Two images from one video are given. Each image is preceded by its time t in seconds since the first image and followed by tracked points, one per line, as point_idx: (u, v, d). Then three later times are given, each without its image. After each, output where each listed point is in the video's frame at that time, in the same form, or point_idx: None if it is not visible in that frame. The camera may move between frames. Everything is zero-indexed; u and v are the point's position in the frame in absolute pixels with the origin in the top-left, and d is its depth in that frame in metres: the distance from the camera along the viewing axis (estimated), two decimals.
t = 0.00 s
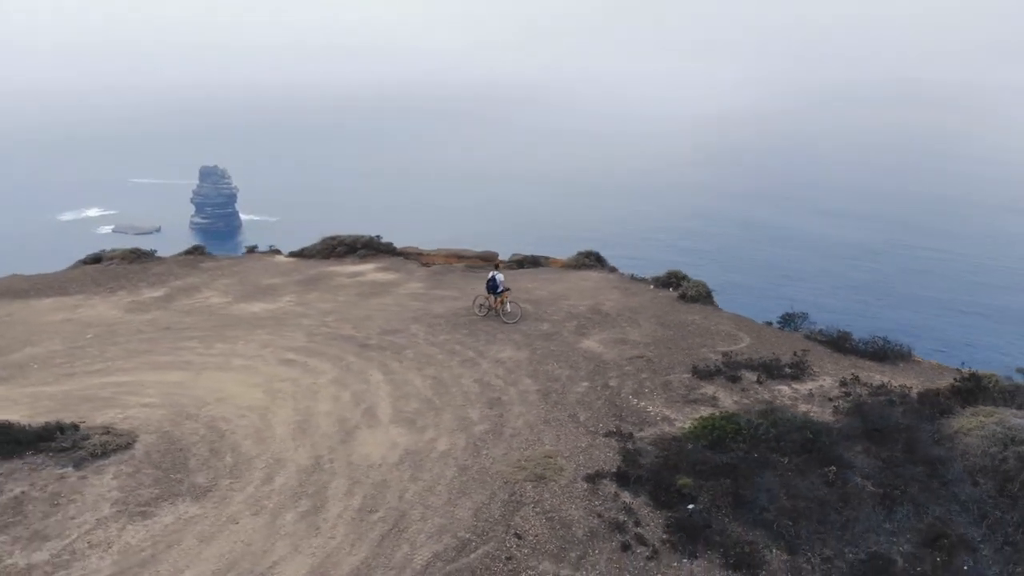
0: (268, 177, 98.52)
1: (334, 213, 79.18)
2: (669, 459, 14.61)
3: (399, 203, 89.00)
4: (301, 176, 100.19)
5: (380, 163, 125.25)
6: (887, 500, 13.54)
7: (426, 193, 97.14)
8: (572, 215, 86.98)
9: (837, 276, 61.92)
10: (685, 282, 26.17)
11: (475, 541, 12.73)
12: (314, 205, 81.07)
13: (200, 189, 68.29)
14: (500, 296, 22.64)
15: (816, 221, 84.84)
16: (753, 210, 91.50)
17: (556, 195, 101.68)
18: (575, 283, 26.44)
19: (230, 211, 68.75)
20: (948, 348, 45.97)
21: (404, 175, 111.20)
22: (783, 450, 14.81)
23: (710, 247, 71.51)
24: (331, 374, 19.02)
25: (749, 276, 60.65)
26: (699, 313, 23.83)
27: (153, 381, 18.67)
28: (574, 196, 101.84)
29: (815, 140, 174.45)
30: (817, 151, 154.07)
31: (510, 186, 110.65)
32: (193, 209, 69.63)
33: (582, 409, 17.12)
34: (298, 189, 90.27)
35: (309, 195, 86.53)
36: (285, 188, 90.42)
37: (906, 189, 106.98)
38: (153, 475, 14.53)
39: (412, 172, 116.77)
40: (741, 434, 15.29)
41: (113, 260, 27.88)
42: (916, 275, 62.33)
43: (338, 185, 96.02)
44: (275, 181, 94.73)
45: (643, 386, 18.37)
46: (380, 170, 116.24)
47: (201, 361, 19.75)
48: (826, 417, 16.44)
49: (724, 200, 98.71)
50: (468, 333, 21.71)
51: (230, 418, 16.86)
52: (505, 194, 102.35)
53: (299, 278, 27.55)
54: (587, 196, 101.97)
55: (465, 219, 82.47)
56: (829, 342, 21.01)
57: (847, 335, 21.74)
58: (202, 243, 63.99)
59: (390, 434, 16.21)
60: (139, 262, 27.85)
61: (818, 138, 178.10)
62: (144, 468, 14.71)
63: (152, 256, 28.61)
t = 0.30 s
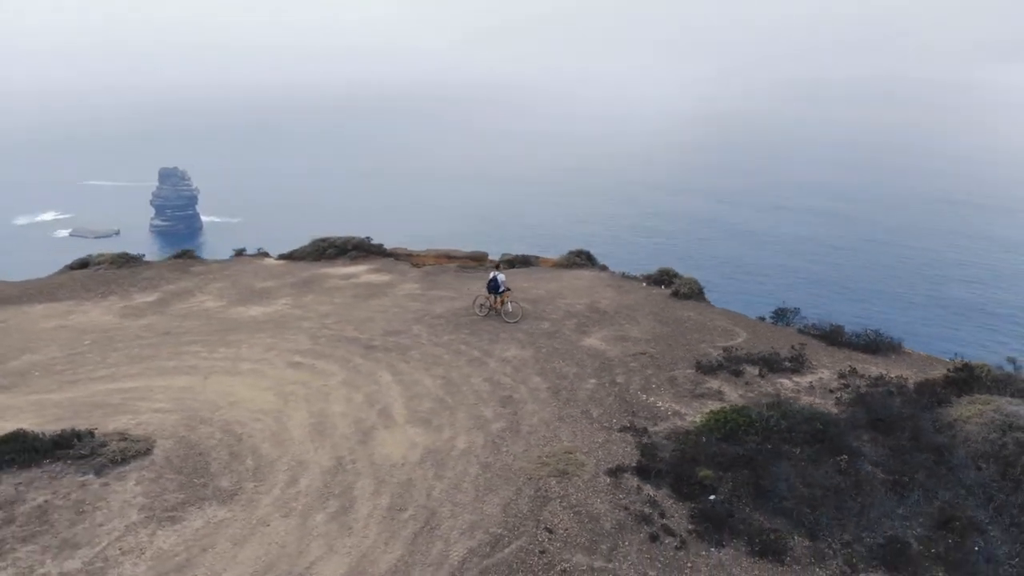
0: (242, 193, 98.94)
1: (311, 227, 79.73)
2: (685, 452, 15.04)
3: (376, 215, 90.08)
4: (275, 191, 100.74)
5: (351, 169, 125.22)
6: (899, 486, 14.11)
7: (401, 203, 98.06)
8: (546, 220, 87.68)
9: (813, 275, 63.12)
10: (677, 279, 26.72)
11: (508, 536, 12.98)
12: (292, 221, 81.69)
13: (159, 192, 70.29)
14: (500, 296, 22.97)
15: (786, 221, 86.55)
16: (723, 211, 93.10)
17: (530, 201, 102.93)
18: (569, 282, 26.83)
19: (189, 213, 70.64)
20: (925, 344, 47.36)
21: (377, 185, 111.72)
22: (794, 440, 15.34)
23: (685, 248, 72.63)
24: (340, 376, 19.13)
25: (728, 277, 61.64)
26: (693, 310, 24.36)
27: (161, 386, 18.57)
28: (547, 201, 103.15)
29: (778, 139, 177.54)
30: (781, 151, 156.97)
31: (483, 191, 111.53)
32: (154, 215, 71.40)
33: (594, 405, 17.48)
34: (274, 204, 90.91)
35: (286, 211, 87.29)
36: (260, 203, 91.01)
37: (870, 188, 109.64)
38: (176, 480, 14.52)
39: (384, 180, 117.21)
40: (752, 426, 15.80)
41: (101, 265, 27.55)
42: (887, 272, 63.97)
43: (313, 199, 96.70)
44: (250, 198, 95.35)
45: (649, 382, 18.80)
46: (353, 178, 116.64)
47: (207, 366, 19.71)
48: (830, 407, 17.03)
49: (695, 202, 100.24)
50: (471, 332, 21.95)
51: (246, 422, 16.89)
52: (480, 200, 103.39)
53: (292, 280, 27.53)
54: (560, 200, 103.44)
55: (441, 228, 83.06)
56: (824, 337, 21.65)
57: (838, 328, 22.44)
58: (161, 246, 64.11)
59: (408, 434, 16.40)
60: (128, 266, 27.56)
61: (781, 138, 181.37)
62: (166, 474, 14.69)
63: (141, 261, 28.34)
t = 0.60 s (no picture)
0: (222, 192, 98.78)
1: (294, 227, 79.70)
2: (698, 447, 15.38)
3: (358, 215, 90.43)
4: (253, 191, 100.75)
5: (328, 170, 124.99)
6: (906, 477, 14.56)
7: (382, 204, 98.47)
8: (527, 221, 88.16)
9: (796, 273, 64.16)
10: (670, 278, 27.09)
11: (533, 532, 13.20)
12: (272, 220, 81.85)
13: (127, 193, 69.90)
14: (500, 296, 23.17)
15: (763, 220, 87.94)
16: (700, 212, 94.38)
17: (510, 201, 103.67)
18: (564, 281, 27.11)
19: (157, 216, 70.46)
20: (909, 339, 48.53)
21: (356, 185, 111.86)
22: (803, 434, 15.74)
23: (666, 249, 73.48)
24: (348, 378, 19.19)
25: (713, 277, 62.39)
26: (689, 307, 24.75)
27: (167, 391, 18.49)
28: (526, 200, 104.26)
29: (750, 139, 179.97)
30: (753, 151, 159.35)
31: (463, 191, 112.07)
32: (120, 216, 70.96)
33: (603, 403, 17.75)
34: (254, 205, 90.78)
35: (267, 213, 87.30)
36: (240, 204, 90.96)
37: (842, 188, 111.96)
38: (195, 484, 14.52)
39: (362, 181, 117.15)
40: (761, 421, 16.18)
41: (92, 269, 27.26)
42: (866, 270, 65.37)
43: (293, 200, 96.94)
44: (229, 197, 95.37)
45: (654, 379, 19.13)
46: (331, 178, 116.41)
47: (212, 369, 19.66)
48: (833, 401, 17.47)
49: (672, 202, 101.53)
50: (473, 332, 22.14)
51: (258, 425, 16.91)
52: (460, 201, 103.85)
53: (287, 282, 27.46)
54: (541, 200, 104.31)
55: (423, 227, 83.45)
56: (820, 332, 22.15)
57: (832, 324, 22.96)
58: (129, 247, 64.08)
59: (422, 434, 16.55)
60: (119, 270, 27.29)
61: (752, 138, 183.97)
62: (185, 478, 14.68)
63: (131, 265, 28.07)
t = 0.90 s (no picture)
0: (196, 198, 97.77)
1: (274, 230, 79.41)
2: (713, 441, 15.79)
3: (337, 218, 90.52)
4: (229, 196, 100.11)
5: (299, 173, 124.29)
6: (913, 465, 15.14)
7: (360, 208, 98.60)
8: (503, 221, 88.73)
9: (770, 271, 65.80)
10: (661, 276, 27.55)
11: (563, 528, 13.46)
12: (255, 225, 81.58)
13: (84, 197, 69.10)
14: (500, 296, 23.38)
15: (734, 220, 89.86)
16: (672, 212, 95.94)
17: (485, 202, 104.37)
18: (558, 280, 27.40)
19: (116, 219, 69.51)
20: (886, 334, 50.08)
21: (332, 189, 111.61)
22: (812, 426, 16.26)
23: (642, 249, 74.67)
24: (357, 380, 19.25)
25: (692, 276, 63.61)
26: (682, 305, 25.24)
27: (176, 397, 18.35)
28: (502, 201, 104.96)
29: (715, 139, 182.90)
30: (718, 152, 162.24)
31: (437, 193, 112.53)
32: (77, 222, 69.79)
33: (614, 400, 18.09)
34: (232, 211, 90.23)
35: (246, 218, 86.98)
36: (216, 209, 90.40)
37: (808, 189, 114.77)
38: (220, 490, 14.50)
39: (336, 184, 117.02)
40: (770, 414, 16.66)
41: (80, 275, 26.84)
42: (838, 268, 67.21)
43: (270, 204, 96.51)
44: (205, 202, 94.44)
45: (660, 376, 19.53)
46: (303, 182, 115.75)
47: (218, 375, 19.56)
48: (835, 393, 18.05)
49: (644, 203, 103.00)
50: (475, 333, 22.33)
51: (273, 429, 16.92)
52: (435, 202, 104.04)
53: (280, 285, 27.32)
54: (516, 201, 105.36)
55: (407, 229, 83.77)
56: (813, 327, 22.81)
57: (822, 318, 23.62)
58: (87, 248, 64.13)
59: (439, 434, 16.72)
60: (108, 276, 26.90)
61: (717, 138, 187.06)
62: (208, 484, 14.65)
63: (120, 270, 27.68)
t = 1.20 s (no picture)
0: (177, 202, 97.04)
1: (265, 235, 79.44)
2: (723, 437, 16.14)
3: (325, 220, 90.81)
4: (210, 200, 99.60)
5: (277, 174, 123.63)
6: (917, 455, 15.61)
7: (345, 209, 98.86)
8: (485, 223, 89.10)
9: (751, 274, 67.15)
10: (655, 274, 27.93)
11: (585, 525, 13.67)
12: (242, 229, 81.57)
13: (48, 201, 69.13)
14: (500, 296, 23.55)
15: (712, 221, 91.25)
16: (651, 212, 96.98)
17: (465, 202, 104.71)
18: (553, 279, 27.67)
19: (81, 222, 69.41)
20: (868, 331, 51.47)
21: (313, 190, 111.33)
22: (818, 420, 16.67)
23: (625, 251, 75.65)
24: (364, 382, 19.33)
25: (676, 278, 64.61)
26: (678, 303, 25.65)
27: (183, 403, 18.26)
28: (484, 200, 105.66)
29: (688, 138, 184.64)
30: (692, 150, 164.10)
31: (419, 193, 112.89)
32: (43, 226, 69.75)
33: (621, 398, 18.35)
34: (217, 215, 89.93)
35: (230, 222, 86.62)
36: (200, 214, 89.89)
37: (782, 188, 116.84)
38: (239, 494, 14.51)
39: (316, 185, 116.51)
40: (776, 408, 17.05)
41: (70, 281, 26.52)
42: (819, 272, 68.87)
43: (254, 206, 96.30)
44: (187, 206, 93.87)
45: (663, 373, 19.86)
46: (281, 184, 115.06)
47: (223, 378, 19.52)
48: (836, 388, 18.50)
49: (622, 203, 104.00)
50: (476, 333, 22.51)
51: (286, 432, 16.94)
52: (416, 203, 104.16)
53: (275, 287, 27.26)
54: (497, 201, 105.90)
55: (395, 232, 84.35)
56: (807, 323, 23.37)
57: (815, 314, 24.17)
58: (48, 252, 65.01)
59: (452, 434, 16.86)
60: (99, 281, 26.62)
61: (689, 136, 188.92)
62: (228, 489, 14.64)
63: (110, 275, 27.39)
